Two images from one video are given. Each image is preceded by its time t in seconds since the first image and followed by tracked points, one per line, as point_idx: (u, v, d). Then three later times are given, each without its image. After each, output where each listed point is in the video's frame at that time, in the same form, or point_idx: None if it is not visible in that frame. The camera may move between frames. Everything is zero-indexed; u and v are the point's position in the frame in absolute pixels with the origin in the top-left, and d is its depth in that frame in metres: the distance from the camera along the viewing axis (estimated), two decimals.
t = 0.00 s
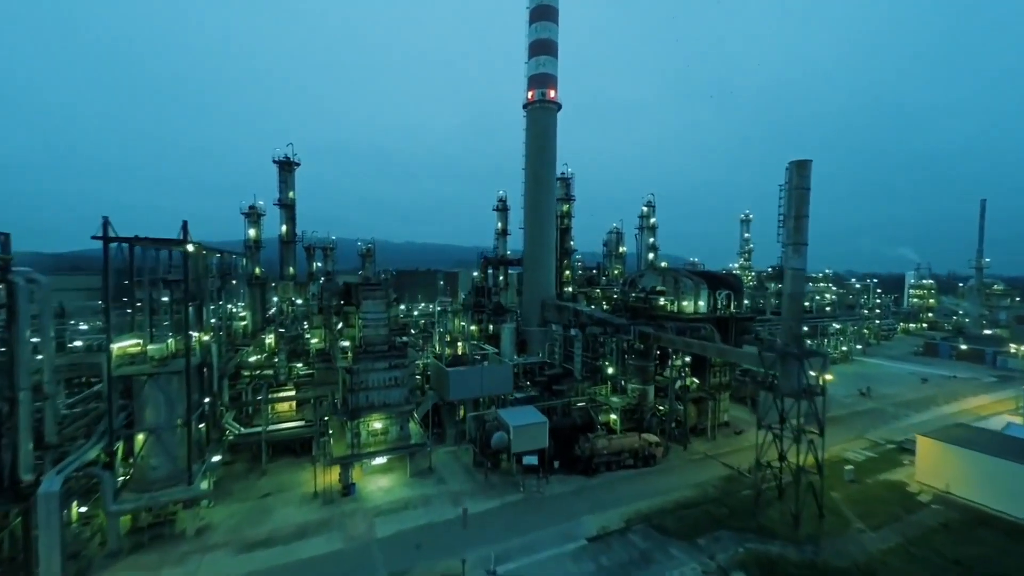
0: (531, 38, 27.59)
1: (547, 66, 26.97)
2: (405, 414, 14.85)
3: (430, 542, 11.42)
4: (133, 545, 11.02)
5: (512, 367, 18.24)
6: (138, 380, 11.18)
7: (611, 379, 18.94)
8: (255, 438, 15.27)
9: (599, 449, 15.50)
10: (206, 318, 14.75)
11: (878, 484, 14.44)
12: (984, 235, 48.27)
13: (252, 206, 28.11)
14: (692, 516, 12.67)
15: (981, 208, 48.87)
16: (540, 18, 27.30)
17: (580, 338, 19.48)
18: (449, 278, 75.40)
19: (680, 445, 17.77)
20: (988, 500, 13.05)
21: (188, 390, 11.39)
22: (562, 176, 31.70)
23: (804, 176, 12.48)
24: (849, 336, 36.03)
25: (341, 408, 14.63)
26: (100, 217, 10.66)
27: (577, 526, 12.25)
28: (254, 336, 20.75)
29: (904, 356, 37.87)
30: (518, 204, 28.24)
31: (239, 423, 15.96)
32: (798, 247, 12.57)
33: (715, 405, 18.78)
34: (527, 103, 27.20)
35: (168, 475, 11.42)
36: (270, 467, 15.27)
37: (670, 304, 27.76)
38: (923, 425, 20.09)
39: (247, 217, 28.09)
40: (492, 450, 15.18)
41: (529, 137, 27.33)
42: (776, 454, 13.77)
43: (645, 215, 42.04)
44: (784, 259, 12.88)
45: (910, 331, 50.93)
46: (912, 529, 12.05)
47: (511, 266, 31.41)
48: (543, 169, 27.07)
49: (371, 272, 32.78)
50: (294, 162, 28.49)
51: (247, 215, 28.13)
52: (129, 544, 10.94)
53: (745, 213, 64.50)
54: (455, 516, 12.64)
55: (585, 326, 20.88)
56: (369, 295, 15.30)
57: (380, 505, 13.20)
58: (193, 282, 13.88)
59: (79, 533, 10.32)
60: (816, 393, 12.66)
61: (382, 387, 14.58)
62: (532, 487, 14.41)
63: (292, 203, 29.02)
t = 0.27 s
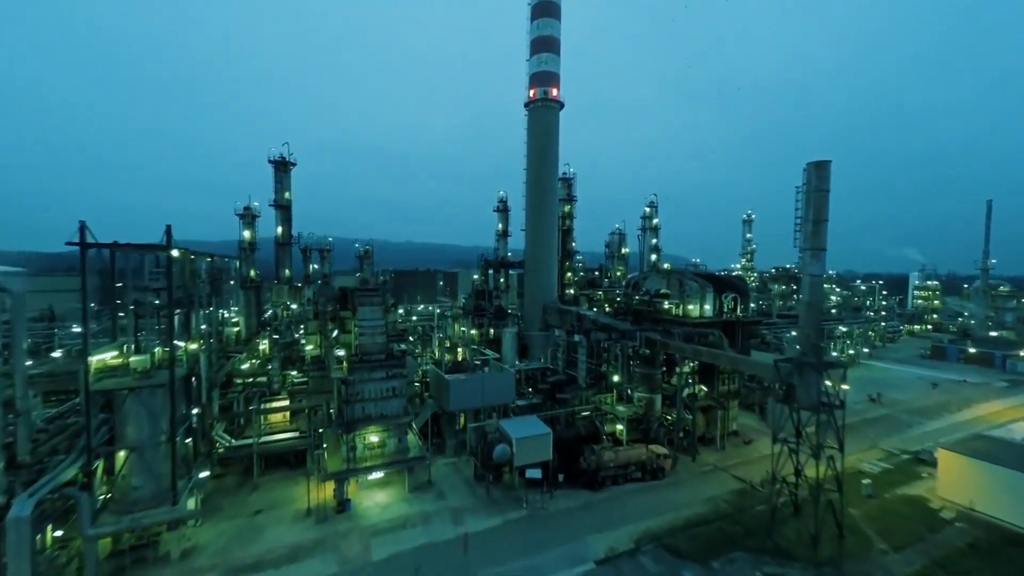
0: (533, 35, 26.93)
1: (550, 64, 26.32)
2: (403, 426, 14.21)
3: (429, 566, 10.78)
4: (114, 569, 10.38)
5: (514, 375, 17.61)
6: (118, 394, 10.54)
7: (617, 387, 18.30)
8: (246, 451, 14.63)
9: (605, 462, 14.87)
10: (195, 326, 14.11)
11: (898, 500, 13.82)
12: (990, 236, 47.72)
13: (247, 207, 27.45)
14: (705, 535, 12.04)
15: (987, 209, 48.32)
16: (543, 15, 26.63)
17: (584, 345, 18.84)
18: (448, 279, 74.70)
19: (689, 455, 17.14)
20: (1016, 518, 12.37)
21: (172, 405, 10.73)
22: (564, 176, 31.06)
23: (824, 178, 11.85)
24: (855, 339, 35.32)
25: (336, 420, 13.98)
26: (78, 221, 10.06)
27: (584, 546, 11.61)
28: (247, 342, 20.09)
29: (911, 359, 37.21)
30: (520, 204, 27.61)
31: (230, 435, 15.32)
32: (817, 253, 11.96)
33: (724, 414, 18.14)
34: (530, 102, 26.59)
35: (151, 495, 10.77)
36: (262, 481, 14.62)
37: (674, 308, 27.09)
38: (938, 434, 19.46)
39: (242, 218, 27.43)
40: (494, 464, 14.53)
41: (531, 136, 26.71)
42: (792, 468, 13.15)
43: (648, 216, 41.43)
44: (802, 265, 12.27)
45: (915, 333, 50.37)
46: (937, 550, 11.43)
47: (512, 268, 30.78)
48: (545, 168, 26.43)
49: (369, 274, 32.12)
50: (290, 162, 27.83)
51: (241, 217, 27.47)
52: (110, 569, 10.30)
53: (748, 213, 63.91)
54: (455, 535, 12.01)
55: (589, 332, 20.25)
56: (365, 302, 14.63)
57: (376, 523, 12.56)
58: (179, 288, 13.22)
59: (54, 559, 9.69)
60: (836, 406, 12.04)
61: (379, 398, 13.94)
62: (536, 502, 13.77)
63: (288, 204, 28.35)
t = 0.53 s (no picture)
0: (535, 32, 26.35)
1: (552, 62, 25.75)
2: (400, 438, 13.65)
3: None
4: None
5: (517, 382, 17.05)
6: (99, 409, 9.95)
7: (622, 395, 17.73)
8: (238, 462, 14.08)
9: (611, 474, 14.32)
10: (185, 333, 13.55)
11: (916, 514, 13.26)
12: (996, 237, 47.19)
13: (242, 208, 26.88)
14: (717, 554, 11.50)
15: (992, 209, 47.80)
16: (544, 11, 26.04)
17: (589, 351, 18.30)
18: (448, 279, 74.19)
19: (696, 465, 16.59)
20: None
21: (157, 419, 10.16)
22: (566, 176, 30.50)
23: (843, 180, 11.31)
24: (861, 342, 34.83)
25: (331, 431, 13.42)
26: (55, 225, 9.52)
27: (591, 566, 11.06)
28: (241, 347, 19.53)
29: (917, 362, 36.66)
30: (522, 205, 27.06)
31: (222, 445, 14.76)
32: (835, 258, 11.43)
33: (733, 422, 17.59)
34: (531, 100, 26.02)
35: (135, 514, 10.19)
36: (255, 494, 14.09)
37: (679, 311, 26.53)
38: (952, 442, 18.89)
39: (237, 219, 26.85)
40: (496, 477, 13.98)
41: (533, 135, 26.14)
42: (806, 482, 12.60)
43: (651, 216, 40.88)
44: (818, 271, 11.75)
45: (920, 334, 49.87)
46: (962, 570, 10.88)
47: (513, 270, 30.21)
48: (547, 169, 25.87)
49: (367, 276, 31.55)
50: (286, 162, 27.25)
51: (236, 218, 26.89)
52: None
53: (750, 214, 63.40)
54: (455, 554, 11.45)
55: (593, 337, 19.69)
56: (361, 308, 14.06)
57: (373, 541, 12.00)
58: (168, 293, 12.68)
59: None
60: (855, 419, 11.49)
61: (376, 408, 13.37)
62: (539, 517, 13.22)
63: (284, 205, 27.76)
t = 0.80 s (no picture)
0: (536, 29, 25.75)
1: (554, 59, 25.15)
2: (398, 450, 13.08)
3: None
4: None
5: (519, 389, 16.48)
6: (77, 424, 9.36)
7: (628, 403, 17.16)
8: (230, 475, 13.52)
9: (618, 487, 13.75)
10: (172, 341, 12.96)
11: (937, 530, 12.70)
12: (1002, 237, 46.68)
13: (237, 208, 26.27)
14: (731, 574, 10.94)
15: (998, 209, 47.27)
16: (546, 7, 25.43)
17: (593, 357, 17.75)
18: (448, 279, 73.71)
19: (705, 476, 16.04)
20: None
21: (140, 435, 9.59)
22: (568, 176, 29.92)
23: (863, 181, 10.74)
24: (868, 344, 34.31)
25: (326, 444, 12.83)
26: (27, 230, 8.95)
27: None
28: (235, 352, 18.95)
29: (924, 365, 36.10)
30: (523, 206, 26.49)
31: (213, 457, 14.21)
32: (855, 263, 10.84)
33: (742, 431, 17.01)
34: (533, 98, 25.44)
35: (116, 536, 9.60)
36: (247, 508, 13.54)
37: (684, 314, 25.96)
38: (966, 450, 18.34)
39: (232, 220, 26.25)
40: (498, 491, 13.39)
41: (534, 134, 25.56)
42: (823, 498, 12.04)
43: (653, 216, 40.33)
44: (837, 276, 11.16)
45: (925, 336, 49.34)
46: None
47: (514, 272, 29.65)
48: (549, 169, 25.30)
49: (366, 277, 30.98)
50: (282, 161, 26.65)
51: (231, 218, 26.29)
52: None
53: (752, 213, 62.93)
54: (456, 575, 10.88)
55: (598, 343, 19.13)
56: (357, 315, 13.48)
57: (369, 560, 11.43)
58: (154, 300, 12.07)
59: None
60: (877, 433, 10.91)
61: (373, 420, 12.80)
62: (544, 534, 12.65)
63: (280, 205, 27.15)
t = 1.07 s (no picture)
0: (539, 25, 25.05)
1: (557, 55, 24.47)
2: (395, 466, 12.41)
3: None
4: None
5: (522, 399, 15.84)
6: (49, 445, 8.58)
7: (635, 413, 16.50)
8: (219, 491, 12.87)
9: (626, 503, 13.10)
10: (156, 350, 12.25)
11: (962, 551, 12.06)
12: (1009, 238, 46.03)
13: (230, 209, 25.60)
14: None
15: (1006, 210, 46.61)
16: (549, 2, 24.72)
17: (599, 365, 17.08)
18: (448, 279, 73.13)
19: (715, 489, 15.40)
20: None
21: (118, 456, 8.84)
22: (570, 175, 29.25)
23: (891, 183, 10.06)
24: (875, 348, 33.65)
25: (319, 459, 12.17)
26: None
27: None
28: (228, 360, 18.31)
29: (932, 368, 35.43)
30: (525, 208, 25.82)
31: (201, 472, 13.55)
32: (881, 270, 10.17)
33: (754, 441, 16.37)
34: (535, 96, 24.77)
35: (90, 565, 8.88)
36: (237, 526, 12.88)
37: (690, 318, 25.26)
38: (985, 461, 17.68)
39: (225, 221, 25.57)
40: (501, 508, 12.73)
41: (536, 133, 24.87)
42: (844, 518, 11.40)
43: (656, 217, 39.71)
44: (861, 284, 10.50)
45: (931, 337, 48.71)
46: None
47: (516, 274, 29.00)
48: (552, 170, 24.62)
49: (363, 280, 30.31)
50: (277, 161, 25.96)
51: (225, 219, 25.61)
52: None
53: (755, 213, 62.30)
54: None
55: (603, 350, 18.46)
56: (352, 323, 12.79)
57: None
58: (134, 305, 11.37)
59: None
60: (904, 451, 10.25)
61: (368, 434, 12.12)
62: (549, 554, 12.00)
63: (275, 205, 26.47)
